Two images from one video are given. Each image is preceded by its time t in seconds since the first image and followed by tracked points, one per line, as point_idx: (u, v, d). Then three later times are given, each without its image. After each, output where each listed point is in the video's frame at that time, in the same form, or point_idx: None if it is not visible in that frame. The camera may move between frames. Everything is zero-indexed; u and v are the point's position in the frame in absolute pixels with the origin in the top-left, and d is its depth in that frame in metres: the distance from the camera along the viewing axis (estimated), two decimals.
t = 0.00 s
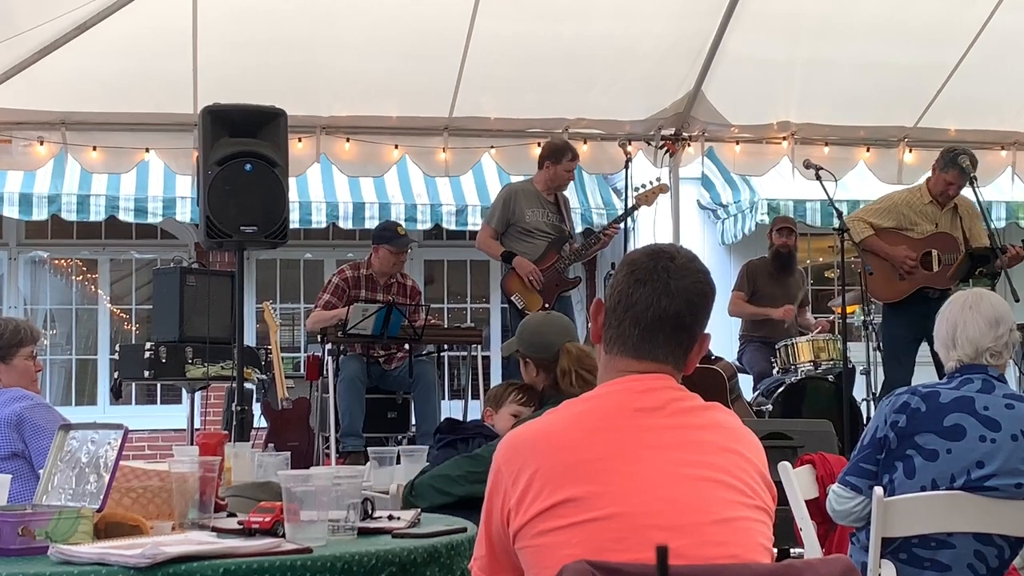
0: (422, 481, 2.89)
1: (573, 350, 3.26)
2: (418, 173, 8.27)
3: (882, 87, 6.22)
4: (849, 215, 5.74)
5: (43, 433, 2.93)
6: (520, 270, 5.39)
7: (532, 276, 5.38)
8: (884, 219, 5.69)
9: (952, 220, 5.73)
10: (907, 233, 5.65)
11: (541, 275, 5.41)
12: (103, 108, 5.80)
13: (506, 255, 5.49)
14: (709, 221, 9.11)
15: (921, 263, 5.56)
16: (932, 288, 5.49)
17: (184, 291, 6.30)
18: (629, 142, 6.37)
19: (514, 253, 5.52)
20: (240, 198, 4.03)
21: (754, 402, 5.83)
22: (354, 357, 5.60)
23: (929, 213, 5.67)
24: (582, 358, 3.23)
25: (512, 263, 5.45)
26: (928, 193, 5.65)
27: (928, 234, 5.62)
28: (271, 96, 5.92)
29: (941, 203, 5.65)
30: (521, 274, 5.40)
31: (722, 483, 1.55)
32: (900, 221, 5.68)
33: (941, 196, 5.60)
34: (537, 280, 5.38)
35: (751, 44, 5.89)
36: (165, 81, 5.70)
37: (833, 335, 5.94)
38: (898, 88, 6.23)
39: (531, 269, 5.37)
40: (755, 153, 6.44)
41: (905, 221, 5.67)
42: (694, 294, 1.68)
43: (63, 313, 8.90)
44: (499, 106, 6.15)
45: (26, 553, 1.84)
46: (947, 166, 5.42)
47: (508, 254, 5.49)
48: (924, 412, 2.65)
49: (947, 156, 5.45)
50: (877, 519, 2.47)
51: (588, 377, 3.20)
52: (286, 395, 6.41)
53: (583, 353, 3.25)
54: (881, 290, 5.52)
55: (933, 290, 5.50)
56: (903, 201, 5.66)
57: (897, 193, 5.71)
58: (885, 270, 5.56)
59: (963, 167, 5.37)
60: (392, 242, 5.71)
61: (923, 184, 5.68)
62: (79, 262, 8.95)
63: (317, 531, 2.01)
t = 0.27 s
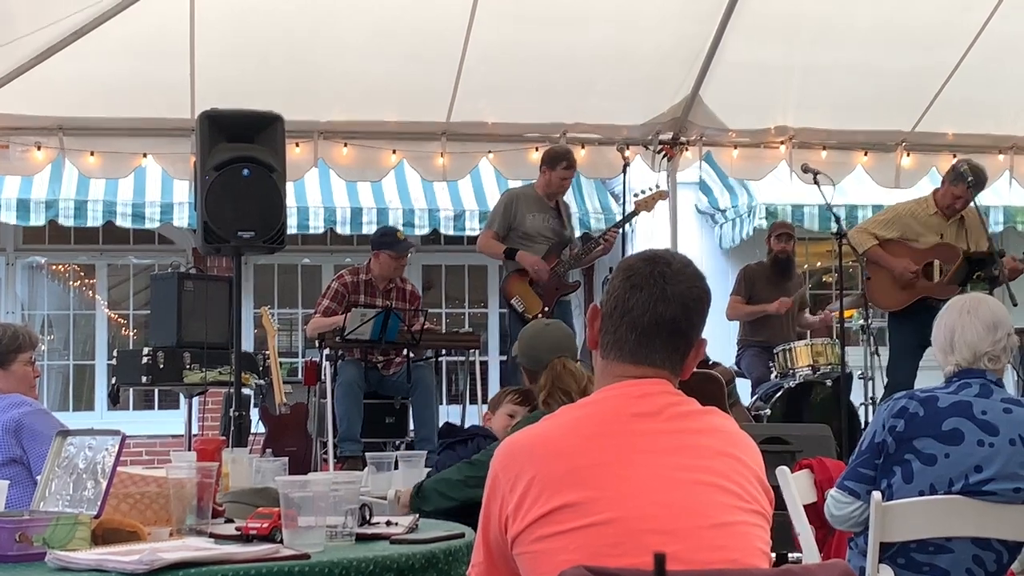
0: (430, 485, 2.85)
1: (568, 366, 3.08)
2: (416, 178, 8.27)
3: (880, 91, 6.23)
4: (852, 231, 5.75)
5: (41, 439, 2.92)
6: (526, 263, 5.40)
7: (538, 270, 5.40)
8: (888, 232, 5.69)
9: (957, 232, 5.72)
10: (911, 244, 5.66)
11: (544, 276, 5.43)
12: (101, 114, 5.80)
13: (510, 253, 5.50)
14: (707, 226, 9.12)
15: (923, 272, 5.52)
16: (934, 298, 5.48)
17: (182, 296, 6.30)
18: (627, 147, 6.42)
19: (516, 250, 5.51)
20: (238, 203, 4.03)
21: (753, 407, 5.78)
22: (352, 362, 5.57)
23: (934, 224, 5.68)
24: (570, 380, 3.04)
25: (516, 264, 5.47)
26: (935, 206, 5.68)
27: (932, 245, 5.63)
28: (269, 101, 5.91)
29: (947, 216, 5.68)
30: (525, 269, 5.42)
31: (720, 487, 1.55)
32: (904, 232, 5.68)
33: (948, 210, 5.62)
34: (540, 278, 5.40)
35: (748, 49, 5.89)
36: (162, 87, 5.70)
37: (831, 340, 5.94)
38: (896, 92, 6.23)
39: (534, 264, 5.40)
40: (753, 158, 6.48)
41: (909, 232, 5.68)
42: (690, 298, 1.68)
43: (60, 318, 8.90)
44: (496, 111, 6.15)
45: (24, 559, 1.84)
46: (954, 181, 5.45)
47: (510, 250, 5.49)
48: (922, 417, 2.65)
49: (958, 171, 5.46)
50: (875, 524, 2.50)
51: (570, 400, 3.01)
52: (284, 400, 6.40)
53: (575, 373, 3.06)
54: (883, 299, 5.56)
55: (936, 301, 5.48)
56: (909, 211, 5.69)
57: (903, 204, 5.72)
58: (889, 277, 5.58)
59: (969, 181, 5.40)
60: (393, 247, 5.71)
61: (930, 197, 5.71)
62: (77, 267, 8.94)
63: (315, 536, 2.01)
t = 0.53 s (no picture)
0: (437, 479, 3.03)
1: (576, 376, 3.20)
2: (411, 181, 8.27)
3: (874, 95, 6.24)
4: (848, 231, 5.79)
5: (34, 443, 2.92)
6: (515, 277, 5.41)
7: (525, 285, 5.40)
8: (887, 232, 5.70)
9: (955, 240, 5.72)
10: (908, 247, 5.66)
11: (534, 285, 5.44)
12: (95, 117, 5.80)
13: (501, 262, 5.49)
14: (702, 229, 9.13)
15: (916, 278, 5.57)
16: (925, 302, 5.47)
17: (176, 299, 6.29)
18: (621, 151, 6.38)
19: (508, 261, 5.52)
20: (232, 206, 4.02)
21: (747, 410, 5.75)
22: (346, 366, 5.57)
23: (935, 229, 5.67)
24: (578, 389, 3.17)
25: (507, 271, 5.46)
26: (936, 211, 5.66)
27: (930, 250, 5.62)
28: (264, 104, 5.91)
29: (949, 223, 5.66)
30: (515, 281, 5.41)
31: (714, 490, 1.55)
32: (903, 235, 5.69)
33: (950, 216, 5.60)
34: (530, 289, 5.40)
35: (742, 52, 5.90)
36: (157, 90, 5.70)
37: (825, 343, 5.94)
38: (890, 96, 6.25)
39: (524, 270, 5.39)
40: (748, 161, 6.43)
41: (908, 235, 5.68)
42: (684, 302, 1.69)
43: (54, 321, 8.89)
44: (491, 114, 6.15)
45: (17, 562, 1.84)
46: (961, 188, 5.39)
47: (502, 261, 5.49)
48: (915, 420, 2.65)
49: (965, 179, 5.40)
50: (869, 528, 2.50)
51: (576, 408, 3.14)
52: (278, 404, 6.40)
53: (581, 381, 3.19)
54: (875, 302, 5.56)
55: (928, 304, 5.50)
56: (910, 214, 5.68)
57: (905, 206, 5.72)
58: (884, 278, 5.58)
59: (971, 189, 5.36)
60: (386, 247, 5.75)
61: (932, 201, 5.69)
62: (71, 270, 8.93)
63: (309, 539, 2.02)
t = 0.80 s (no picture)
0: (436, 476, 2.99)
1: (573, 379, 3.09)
2: (401, 183, 8.27)
3: (864, 99, 6.25)
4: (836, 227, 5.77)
5: (22, 445, 2.92)
6: (506, 281, 5.40)
7: (516, 287, 5.39)
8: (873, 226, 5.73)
9: (939, 238, 5.75)
10: (893, 242, 5.69)
11: (525, 287, 5.43)
12: (85, 119, 5.79)
13: (492, 265, 5.49)
14: (692, 232, 9.14)
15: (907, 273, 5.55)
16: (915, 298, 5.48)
17: (166, 302, 6.27)
18: (612, 153, 6.36)
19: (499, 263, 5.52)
20: (222, 209, 4.02)
21: (737, 413, 5.82)
22: (337, 368, 5.58)
23: (918, 225, 5.71)
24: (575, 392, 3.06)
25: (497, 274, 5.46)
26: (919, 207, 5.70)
27: (915, 246, 5.65)
28: (255, 107, 5.91)
29: (932, 218, 5.70)
30: (506, 285, 5.42)
31: (703, 493, 1.55)
32: (888, 230, 5.72)
33: (934, 212, 5.64)
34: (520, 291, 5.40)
35: (733, 55, 5.92)
36: (147, 93, 5.69)
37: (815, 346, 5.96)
38: (880, 99, 6.26)
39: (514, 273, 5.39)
40: (738, 164, 6.46)
41: (893, 230, 5.72)
42: (676, 305, 1.69)
43: (44, 324, 8.87)
44: (482, 116, 6.15)
45: (6, 565, 1.85)
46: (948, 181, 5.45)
47: (493, 263, 5.49)
48: (905, 423, 2.66)
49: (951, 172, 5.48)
50: (859, 530, 2.51)
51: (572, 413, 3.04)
52: (269, 407, 6.39)
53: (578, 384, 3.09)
54: (862, 295, 5.57)
55: (914, 301, 5.51)
56: (895, 210, 5.71)
57: (890, 203, 5.77)
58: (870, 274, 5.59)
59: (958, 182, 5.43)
60: (372, 245, 5.75)
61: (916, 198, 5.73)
62: (61, 273, 8.91)
63: (298, 542, 2.01)
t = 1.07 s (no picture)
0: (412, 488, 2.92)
1: (541, 379, 3.05)
2: (391, 185, 8.27)
3: (854, 102, 6.27)
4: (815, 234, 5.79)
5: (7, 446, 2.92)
6: (497, 275, 5.39)
7: (507, 283, 5.38)
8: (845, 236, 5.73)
9: (910, 236, 5.77)
10: (868, 247, 5.69)
11: (516, 286, 5.42)
12: (74, 121, 5.78)
13: (483, 263, 5.49)
14: (682, 234, 9.15)
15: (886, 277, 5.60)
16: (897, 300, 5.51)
17: (155, 303, 6.27)
18: (602, 156, 6.38)
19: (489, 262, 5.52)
20: (212, 211, 4.01)
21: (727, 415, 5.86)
22: (327, 370, 5.57)
23: (890, 227, 5.71)
24: (541, 390, 3.02)
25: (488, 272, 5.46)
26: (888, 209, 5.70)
27: (890, 249, 5.67)
28: (245, 109, 5.91)
29: (900, 218, 5.71)
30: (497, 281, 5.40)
31: (695, 496, 1.55)
32: (861, 236, 5.71)
33: (903, 210, 5.63)
34: (511, 288, 5.38)
35: (723, 58, 5.92)
36: (136, 95, 5.69)
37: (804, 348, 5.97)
38: (870, 102, 6.28)
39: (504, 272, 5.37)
40: (728, 167, 6.47)
41: (866, 235, 5.71)
42: (666, 307, 1.69)
43: (33, 326, 8.86)
44: (472, 119, 6.15)
45: None
46: (911, 179, 5.48)
47: (485, 262, 5.49)
48: (894, 425, 2.67)
49: (911, 169, 5.52)
50: (847, 532, 2.53)
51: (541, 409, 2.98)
52: (258, 409, 6.39)
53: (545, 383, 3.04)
54: (850, 305, 5.53)
55: (894, 303, 5.52)
56: (865, 215, 5.69)
57: (857, 208, 5.74)
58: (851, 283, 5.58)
59: (928, 180, 5.44)
60: (356, 245, 5.76)
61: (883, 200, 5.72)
62: (50, 275, 8.90)
63: (286, 544, 2.00)
